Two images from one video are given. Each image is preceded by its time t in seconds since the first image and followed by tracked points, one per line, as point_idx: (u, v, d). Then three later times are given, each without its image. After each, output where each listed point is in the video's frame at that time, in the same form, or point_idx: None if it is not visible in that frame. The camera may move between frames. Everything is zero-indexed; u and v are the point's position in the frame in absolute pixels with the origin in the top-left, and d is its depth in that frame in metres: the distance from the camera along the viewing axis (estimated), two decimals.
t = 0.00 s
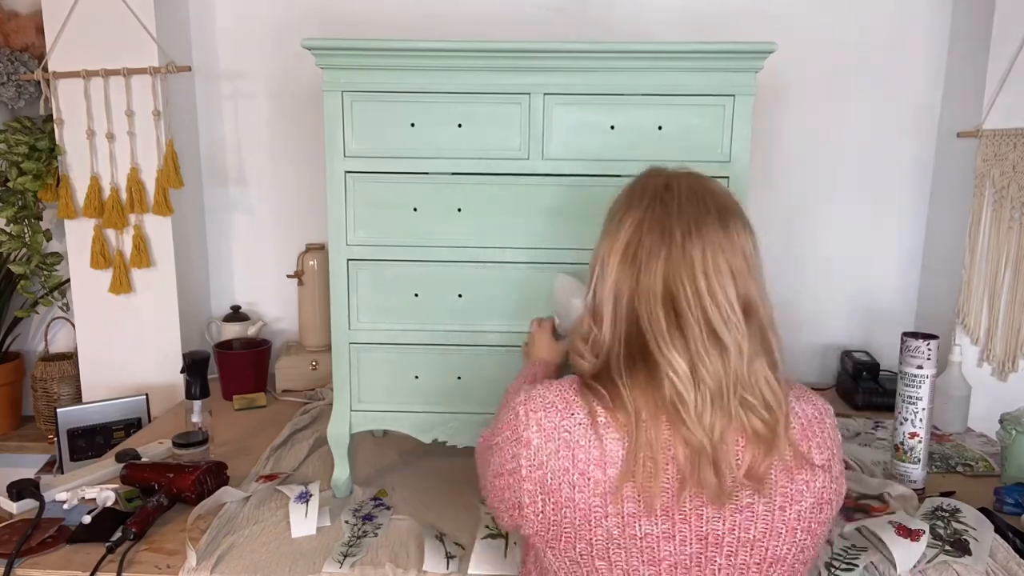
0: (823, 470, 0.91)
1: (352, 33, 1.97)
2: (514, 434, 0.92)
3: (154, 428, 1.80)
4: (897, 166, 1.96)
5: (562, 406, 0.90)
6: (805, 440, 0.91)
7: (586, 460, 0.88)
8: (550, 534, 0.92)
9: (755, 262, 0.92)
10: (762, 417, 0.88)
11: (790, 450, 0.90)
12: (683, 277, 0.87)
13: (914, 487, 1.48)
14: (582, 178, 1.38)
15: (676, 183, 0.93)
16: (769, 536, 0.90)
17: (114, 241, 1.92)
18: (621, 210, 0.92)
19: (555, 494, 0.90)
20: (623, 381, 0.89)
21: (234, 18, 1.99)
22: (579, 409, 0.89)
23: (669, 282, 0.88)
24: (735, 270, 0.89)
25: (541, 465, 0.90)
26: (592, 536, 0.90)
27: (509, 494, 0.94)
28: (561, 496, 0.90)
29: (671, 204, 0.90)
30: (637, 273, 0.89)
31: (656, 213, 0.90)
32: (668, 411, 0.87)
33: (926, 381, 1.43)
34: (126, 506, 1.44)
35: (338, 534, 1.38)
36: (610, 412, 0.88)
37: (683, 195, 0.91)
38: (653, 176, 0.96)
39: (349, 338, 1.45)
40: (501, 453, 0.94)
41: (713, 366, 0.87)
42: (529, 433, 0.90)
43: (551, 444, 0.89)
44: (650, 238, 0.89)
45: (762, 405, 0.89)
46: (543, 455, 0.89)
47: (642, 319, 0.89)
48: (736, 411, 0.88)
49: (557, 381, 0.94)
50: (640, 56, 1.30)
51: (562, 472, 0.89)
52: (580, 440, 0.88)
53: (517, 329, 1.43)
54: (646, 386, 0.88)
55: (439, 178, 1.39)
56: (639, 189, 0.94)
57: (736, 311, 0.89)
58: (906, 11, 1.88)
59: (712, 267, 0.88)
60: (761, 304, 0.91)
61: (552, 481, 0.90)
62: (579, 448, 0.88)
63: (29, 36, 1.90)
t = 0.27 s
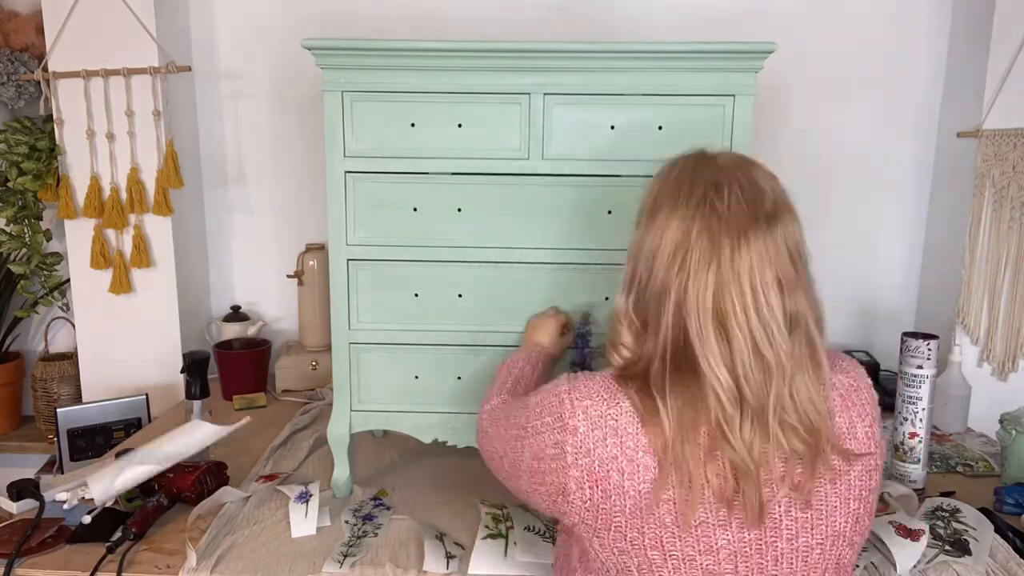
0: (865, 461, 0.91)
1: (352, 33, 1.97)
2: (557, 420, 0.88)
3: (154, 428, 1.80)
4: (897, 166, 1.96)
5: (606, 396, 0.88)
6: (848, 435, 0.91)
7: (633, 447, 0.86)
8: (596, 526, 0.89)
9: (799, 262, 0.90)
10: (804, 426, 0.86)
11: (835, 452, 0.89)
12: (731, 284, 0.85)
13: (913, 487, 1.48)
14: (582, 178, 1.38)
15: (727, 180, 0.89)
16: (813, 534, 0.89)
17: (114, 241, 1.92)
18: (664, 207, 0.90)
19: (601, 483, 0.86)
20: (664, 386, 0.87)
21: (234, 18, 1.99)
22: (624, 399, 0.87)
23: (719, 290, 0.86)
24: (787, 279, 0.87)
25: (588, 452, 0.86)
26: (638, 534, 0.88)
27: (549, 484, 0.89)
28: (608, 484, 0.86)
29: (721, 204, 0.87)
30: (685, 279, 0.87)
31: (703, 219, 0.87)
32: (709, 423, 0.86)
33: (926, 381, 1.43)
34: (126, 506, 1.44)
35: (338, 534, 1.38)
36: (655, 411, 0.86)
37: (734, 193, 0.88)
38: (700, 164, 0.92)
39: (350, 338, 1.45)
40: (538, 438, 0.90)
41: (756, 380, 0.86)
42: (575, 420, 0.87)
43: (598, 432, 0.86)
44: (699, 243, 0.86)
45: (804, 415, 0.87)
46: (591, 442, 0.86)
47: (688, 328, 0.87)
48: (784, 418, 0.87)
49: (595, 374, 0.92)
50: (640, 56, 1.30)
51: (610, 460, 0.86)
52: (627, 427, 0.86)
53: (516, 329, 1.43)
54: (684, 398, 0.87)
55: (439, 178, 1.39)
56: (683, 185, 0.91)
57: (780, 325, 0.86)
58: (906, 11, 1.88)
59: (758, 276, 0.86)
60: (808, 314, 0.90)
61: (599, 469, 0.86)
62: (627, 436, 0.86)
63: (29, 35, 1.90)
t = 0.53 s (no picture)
0: (885, 416, 0.93)
1: (352, 33, 1.97)
2: (654, 561, 0.81)
3: (154, 428, 1.80)
4: (897, 166, 1.96)
5: (667, 507, 0.82)
6: (863, 398, 0.93)
7: (747, 536, 0.81)
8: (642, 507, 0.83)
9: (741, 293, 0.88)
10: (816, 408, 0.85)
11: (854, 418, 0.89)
12: (707, 361, 0.82)
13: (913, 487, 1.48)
14: (582, 178, 1.38)
15: (650, 253, 0.86)
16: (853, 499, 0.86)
17: (114, 241, 1.92)
18: (597, 309, 0.86)
19: None
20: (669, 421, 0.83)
21: (234, 18, 1.99)
22: (707, 505, 0.82)
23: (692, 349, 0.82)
24: (742, 294, 0.87)
25: (709, 563, 0.80)
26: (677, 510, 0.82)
27: None
28: None
29: (654, 276, 0.84)
30: (651, 373, 0.83)
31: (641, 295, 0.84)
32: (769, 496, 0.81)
33: (925, 381, 1.43)
34: (126, 506, 1.40)
35: (338, 533, 1.38)
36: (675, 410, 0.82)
37: (653, 265, 0.85)
38: (600, 253, 0.90)
39: (350, 338, 1.45)
40: None
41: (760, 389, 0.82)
42: (680, 555, 0.80)
43: (707, 552, 0.80)
44: (655, 338, 0.83)
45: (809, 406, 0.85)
46: (706, 563, 0.80)
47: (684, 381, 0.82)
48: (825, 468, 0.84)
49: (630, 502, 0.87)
50: (640, 56, 1.31)
51: (727, 562, 0.80)
52: (713, 517, 0.81)
53: (516, 329, 1.43)
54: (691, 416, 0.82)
55: (439, 178, 1.39)
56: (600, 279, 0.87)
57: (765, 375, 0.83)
58: (905, 11, 1.88)
59: (722, 336, 0.83)
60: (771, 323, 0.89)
61: None
62: (722, 529, 0.81)
63: (29, 35, 1.90)
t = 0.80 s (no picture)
0: (820, 438, 0.93)
1: (352, 33, 1.97)
2: (533, 396, 0.90)
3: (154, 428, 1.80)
4: (897, 166, 1.96)
5: (575, 366, 0.89)
6: (798, 410, 0.92)
7: (600, 414, 0.88)
8: (571, 491, 0.90)
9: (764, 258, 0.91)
10: (754, 412, 0.88)
11: (783, 431, 0.90)
12: (702, 277, 0.86)
13: (913, 487, 1.48)
14: (582, 178, 1.38)
15: (706, 177, 0.89)
16: (768, 503, 0.91)
17: (114, 241, 1.92)
18: (641, 196, 0.89)
19: (575, 450, 0.88)
20: (625, 361, 0.89)
21: (234, 18, 1.99)
22: (592, 367, 0.89)
23: (688, 285, 0.87)
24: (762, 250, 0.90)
25: (559, 422, 0.88)
26: (601, 499, 0.90)
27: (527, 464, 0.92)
28: (580, 451, 0.88)
29: (698, 198, 0.87)
30: (660, 267, 0.87)
31: (680, 210, 0.87)
32: (673, 401, 0.87)
33: (926, 381, 1.43)
34: (126, 506, 1.40)
35: (338, 533, 1.38)
36: (618, 381, 0.87)
37: (711, 192, 0.88)
38: (681, 159, 0.91)
39: (349, 338, 1.45)
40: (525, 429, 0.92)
41: (718, 364, 0.87)
42: (547, 392, 0.89)
43: (569, 398, 0.88)
44: (676, 232, 0.86)
45: (760, 403, 0.88)
46: (562, 411, 0.88)
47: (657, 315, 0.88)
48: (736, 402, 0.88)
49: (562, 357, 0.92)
50: (640, 56, 1.30)
51: (580, 425, 0.88)
52: (596, 395, 0.88)
53: (517, 329, 1.43)
54: (641, 377, 0.87)
55: (439, 178, 1.39)
56: (662, 177, 0.90)
57: (745, 313, 0.88)
58: (906, 11, 1.88)
59: (726, 265, 0.87)
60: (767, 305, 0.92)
61: (572, 436, 0.88)
62: (593, 405, 0.88)
63: (29, 35, 1.90)
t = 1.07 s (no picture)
0: (923, 465, 0.84)
1: (352, 33, 1.97)
2: (616, 468, 0.82)
3: (154, 428, 1.80)
4: (897, 166, 1.96)
5: (655, 423, 0.81)
6: (896, 436, 0.84)
7: (702, 466, 0.79)
8: (682, 565, 0.80)
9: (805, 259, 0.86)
10: (851, 430, 0.81)
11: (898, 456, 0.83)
12: (747, 288, 0.81)
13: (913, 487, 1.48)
14: (582, 178, 1.38)
15: (723, 191, 0.86)
16: (878, 544, 0.82)
17: (114, 241, 1.92)
18: (660, 224, 0.86)
19: (683, 517, 0.80)
20: (704, 393, 0.83)
21: (234, 18, 1.99)
22: (672, 422, 0.81)
23: (736, 297, 0.82)
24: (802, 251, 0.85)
25: (660, 490, 0.79)
26: (719, 565, 0.80)
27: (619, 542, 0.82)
28: (689, 517, 0.80)
29: (722, 210, 0.84)
30: (698, 290, 0.83)
31: (707, 225, 0.83)
32: (763, 432, 0.79)
33: (926, 380, 1.43)
34: (126, 506, 1.40)
35: (338, 533, 1.38)
36: (711, 424, 0.80)
37: (731, 203, 0.85)
38: (689, 180, 0.89)
39: (349, 338, 1.45)
40: (604, 503, 0.83)
41: (795, 381, 0.80)
42: (633, 459, 0.80)
43: (661, 461, 0.79)
44: (706, 248, 0.83)
45: (848, 426, 0.81)
46: (659, 477, 0.79)
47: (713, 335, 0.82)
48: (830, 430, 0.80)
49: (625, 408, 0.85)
50: (639, 56, 1.30)
51: (681, 487, 0.79)
52: (690, 450, 0.79)
53: (516, 329, 1.43)
54: (725, 409, 0.81)
55: (439, 178, 1.39)
56: (677, 197, 0.88)
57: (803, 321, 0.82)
58: (906, 11, 1.88)
59: (772, 274, 0.82)
60: (828, 306, 0.86)
61: (675, 502, 0.79)
62: (693, 460, 0.79)
63: (29, 35, 1.90)
